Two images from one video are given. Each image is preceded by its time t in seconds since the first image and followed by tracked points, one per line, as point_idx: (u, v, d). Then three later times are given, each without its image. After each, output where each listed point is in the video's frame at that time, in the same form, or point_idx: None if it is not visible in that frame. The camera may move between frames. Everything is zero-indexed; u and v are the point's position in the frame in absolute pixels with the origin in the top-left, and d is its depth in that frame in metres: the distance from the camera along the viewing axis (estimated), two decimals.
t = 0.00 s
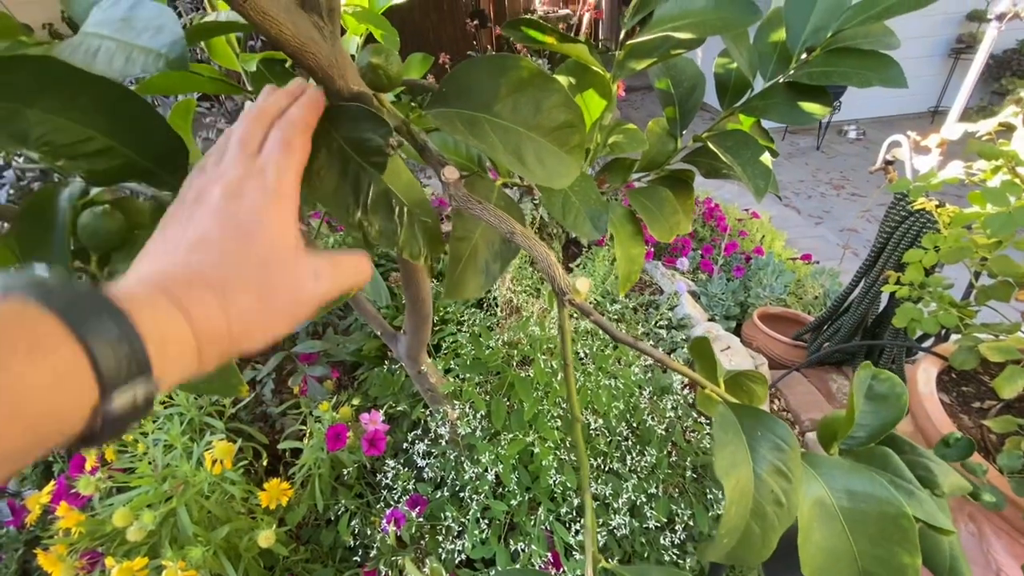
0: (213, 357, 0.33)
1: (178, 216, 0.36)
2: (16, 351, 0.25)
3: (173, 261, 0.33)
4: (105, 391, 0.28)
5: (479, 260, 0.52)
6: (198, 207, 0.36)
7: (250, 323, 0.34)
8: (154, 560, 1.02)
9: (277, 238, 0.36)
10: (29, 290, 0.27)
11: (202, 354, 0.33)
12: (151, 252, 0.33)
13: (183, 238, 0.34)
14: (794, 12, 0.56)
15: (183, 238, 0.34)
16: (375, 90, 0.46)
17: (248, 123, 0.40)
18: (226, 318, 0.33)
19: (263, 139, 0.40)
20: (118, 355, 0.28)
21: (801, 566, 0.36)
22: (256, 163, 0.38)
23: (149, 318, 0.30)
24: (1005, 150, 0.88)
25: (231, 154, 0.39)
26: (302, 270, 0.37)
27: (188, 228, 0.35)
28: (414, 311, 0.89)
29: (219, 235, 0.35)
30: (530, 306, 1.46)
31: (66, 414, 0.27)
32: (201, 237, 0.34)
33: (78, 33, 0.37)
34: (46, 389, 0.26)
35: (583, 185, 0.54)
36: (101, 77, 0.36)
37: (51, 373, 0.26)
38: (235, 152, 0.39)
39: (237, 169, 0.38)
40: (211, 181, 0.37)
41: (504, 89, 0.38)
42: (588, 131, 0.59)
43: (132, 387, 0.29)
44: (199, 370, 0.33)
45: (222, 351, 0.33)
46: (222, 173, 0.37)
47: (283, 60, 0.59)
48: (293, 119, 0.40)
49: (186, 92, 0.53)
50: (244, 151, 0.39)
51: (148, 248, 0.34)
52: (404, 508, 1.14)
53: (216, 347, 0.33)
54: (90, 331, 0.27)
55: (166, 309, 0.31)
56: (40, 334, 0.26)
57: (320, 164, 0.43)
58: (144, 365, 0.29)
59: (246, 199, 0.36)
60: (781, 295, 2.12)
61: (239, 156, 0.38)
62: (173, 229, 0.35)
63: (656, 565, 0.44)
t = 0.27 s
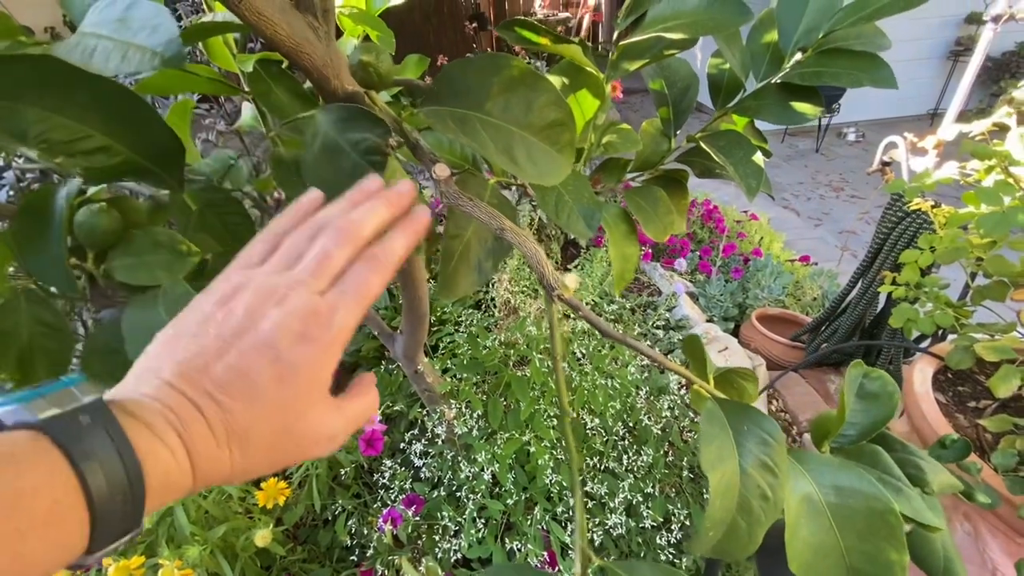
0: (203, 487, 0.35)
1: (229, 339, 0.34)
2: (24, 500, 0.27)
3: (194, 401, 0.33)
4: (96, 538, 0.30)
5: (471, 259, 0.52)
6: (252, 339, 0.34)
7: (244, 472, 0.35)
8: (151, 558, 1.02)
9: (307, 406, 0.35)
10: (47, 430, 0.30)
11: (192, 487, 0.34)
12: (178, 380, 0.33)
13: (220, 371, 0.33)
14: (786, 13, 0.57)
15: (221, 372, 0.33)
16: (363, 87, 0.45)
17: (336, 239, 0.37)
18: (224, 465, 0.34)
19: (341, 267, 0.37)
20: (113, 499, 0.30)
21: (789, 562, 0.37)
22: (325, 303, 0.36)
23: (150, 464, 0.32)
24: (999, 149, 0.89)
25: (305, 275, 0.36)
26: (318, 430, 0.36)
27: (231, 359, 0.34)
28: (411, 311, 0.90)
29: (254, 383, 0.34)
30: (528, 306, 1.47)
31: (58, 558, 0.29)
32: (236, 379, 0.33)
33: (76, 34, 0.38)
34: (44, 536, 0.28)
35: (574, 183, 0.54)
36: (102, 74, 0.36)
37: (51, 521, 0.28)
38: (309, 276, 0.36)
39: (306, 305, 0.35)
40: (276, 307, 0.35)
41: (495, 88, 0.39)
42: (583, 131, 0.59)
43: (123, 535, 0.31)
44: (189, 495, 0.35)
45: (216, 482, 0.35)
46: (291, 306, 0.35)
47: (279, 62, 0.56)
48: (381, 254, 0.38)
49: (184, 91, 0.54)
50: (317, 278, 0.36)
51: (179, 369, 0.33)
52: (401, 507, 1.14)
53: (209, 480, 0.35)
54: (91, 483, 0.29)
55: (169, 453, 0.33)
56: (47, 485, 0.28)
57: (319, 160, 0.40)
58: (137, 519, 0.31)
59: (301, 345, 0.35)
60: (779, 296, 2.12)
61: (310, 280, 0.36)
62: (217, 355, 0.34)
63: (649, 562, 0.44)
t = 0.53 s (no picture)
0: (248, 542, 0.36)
1: (308, 392, 0.36)
2: (89, 553, 0.28)
3: (260, 453, 0.35)
4: None
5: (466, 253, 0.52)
6: (330, 394, 0.36)
7: (296, 530, 0.36)
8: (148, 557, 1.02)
9: (369, 470, 0.36)
10: (112, 481, 0.31)
11: (240, 541, 0.35)
12: (249, 430, 0.35)
13: (292, 423, 0.35)
14: (781, 9, 0.57)
15: (294, 424, 0.35)
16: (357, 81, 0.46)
17: (426, 299, 0.40)
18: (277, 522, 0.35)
19: (424, 330, 0.39)
20: (165, 555, 0.31)
21: (783, 553, 0.37)
22: (405, 366, 0.38)
23: (208, 516, 0.33)
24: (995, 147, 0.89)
25: (391, 334, 0.39)
26: (377, 498, 0.37)
27: (305, 413, 0.36)
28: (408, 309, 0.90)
29: (322, 441, 0.35)
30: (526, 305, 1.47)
31: None
32: (305, 434, 0.35)
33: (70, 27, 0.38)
34: None
35: (569, 177, 0.54)
36: (92, 67, 0.36)
37: None
38: (395, 335, 0.39)
39: (386, 367, 0.37)
40: (356, 365, 0.37)
41: (486, 80, 0.39)
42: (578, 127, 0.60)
43: None
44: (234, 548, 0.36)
45: (263, 539, 0.36)
46: (373, 365, 0.37)
47: (276, 58, 0.57)
48: (467, 321, 0.40)
49: (182, 89, 0.54)
50: (402, 338, 0.39)
51: (252, 418, 0.36)
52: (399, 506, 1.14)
53: (257, 537, 0.36)
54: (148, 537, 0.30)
55: (226, 505, 0.34)
56: (108, 539, 0.29)
57: (310, 151, 0.39)
58: (186, 572, 0.32)
59: (375, 406, 0.36)
60: (778, 296, 2.12)
61: (396, 340, 0.38)
62: (292, 407, 0.36)
63: (643, 556, 0.44)
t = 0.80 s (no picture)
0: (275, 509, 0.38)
1: (310, 362, 0.37)
2: (115, 520, 0.30)
3: (274, 423, 0.36)
4: (174, 562, 0.32)
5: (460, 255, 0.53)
6: (333, 361, 0.37)
7: (315, 491, 0.38)
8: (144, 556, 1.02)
9: (381, 425, 0.38)
10: (133, 454, 0.33)
11: (266, 509, 0.37)
12: (260, 402, 0.37)
13: (300, 391, 0.37)
14: (770, 12, 0.57)
15: (303, 391, 0.37)
16: (350, 81, 0.46)
17: (404, 259, 0.40)
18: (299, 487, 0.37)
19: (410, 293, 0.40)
20: (190, 522, 0.33)
21: (768, 548, 0.38)
22: (400, 327, 0.39)
23: (230, 485, 0.35)
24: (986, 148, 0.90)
25: (380, 299, 0.39)
26: (391, 448, 0.39)
27: (311, 380, 0.37)
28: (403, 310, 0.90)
29: (332, 403, 0.37)
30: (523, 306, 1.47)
31: None
32: (315, 399, 0.37)
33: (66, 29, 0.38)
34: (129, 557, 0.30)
35: (560, 178, 0.55)
36: (88, 70, 0.36)
37: (136, 545, 0.31)
38: (383, 299, 0.39)
39: (383, 330, 0.38)
40: (354, 332, 0.38)
41: (476, 82, 0.39)
42: (570, 129, 0.60)
43: (199, 557, 0.33)
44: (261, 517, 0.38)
45: (289, 504, 0.38)
46: (371, 331, 0.38)
47: (272, 60, 0.57)
48: (449, 276, 0.41)
49: (179, 91, 0.55)
50: (391, 302, 0.40)
51: (261, 389, 0.37)
52: (394, 505, 1.16)
53: (279, 503, 0.37)
54: (173, 505, 0.32)
55: (247, 474, 0.35)
56: (133, 507, 0.31)
57: (300, 151, 0.40)
58: (213, 543, 0.33)
59: (378, 367, 0.38)
60: (775, 296, 2.13)
61: (385, 304, 0.39)
62: (298, 377, 0.37)
63: (631, 551, 0.45)
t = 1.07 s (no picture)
0: (276, 501, 0.39)
1: (316, 358, 0.40)
2: (121, 505, 0.31)
3: (278, 414, 0.38)
4: (178, 549, 0.33)
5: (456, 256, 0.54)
6: (337, 357, 0.40)
7: (315, 484, 0.39)
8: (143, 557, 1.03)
9: (381, 420, 0.40)
10: (138, 441, 0.34)
11: (267, 500, 0.38)
12: (265, 394, 0.38)
13: (305, 384, 0.39)
14: (763, 15, 0.58)
15: (308, 384, 0.39)
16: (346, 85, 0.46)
17: (406, 266, 0.43)
18: (301, 478, 0.38)
19: (410, 296, 0.43)
20: (194, 510, 0.33)
21: (760, 544, 0.39)
22: (400, 328, 0.42)
23: (234, 472, 0.36)
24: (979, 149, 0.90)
25: (382, 301, 0.42)
26: (388, 444, 0.41)
27: (315, 374, 0.39)
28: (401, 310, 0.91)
29: (337, 396, 0.39)
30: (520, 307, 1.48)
31: (144, 564, 0.32)
32: (319, 392, 0.39)
33: (66, 31, 0.38)
34: (136, 543, 0.32)
35: (555, 179, 0.55)
36: (88, 74, 0.37)
37: (141, 531, 0.32)
38: (386, 301, 0.42)
39: (385, 329, 0.41)
40: (356, 331, 0.41)
41: (470, 84, 0.40)
42: (565, 131, 0.60)
43: (203, 544, 0.34)
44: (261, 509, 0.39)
45: (290, 497, 0.39)
46: (373, 331, 0.41)
47: (270, 63, 0.57)
48: (445, 281, 0.43)
49: (178, 93, 0.55)
50: (392, 304, 0.42)
51: (266, 383, 0.39)
52: (391, 505, 1.16)
53: (279, 496, 0.38)
54: (177, 490, 0.33)
55: (251, 463, 0.36)
56: (139, 492, 0.32)
57: (300, 153, 0.41)
58: (216, 533, 0.34)
59: (380, 365, 0.40)
60: (772, 297, 2.13)
61: (387, 306, 0.42)
62: (303, 371, 0.39)
63: (625, 547, 0.46)
